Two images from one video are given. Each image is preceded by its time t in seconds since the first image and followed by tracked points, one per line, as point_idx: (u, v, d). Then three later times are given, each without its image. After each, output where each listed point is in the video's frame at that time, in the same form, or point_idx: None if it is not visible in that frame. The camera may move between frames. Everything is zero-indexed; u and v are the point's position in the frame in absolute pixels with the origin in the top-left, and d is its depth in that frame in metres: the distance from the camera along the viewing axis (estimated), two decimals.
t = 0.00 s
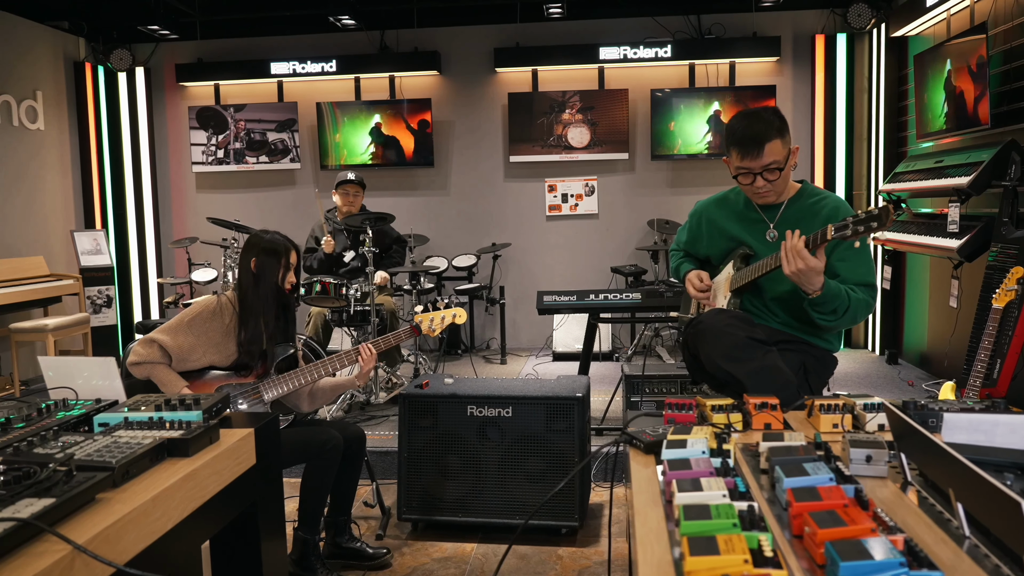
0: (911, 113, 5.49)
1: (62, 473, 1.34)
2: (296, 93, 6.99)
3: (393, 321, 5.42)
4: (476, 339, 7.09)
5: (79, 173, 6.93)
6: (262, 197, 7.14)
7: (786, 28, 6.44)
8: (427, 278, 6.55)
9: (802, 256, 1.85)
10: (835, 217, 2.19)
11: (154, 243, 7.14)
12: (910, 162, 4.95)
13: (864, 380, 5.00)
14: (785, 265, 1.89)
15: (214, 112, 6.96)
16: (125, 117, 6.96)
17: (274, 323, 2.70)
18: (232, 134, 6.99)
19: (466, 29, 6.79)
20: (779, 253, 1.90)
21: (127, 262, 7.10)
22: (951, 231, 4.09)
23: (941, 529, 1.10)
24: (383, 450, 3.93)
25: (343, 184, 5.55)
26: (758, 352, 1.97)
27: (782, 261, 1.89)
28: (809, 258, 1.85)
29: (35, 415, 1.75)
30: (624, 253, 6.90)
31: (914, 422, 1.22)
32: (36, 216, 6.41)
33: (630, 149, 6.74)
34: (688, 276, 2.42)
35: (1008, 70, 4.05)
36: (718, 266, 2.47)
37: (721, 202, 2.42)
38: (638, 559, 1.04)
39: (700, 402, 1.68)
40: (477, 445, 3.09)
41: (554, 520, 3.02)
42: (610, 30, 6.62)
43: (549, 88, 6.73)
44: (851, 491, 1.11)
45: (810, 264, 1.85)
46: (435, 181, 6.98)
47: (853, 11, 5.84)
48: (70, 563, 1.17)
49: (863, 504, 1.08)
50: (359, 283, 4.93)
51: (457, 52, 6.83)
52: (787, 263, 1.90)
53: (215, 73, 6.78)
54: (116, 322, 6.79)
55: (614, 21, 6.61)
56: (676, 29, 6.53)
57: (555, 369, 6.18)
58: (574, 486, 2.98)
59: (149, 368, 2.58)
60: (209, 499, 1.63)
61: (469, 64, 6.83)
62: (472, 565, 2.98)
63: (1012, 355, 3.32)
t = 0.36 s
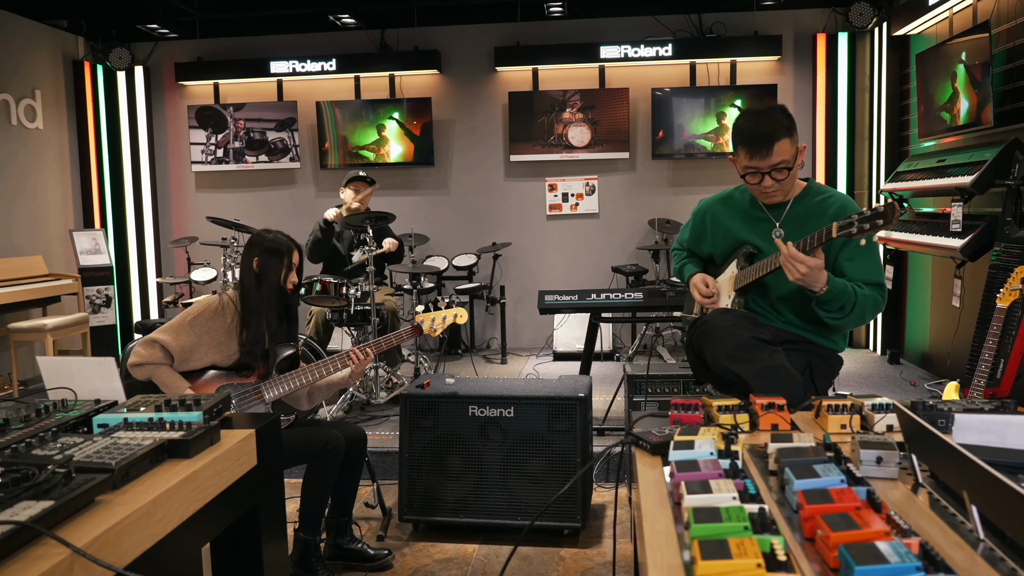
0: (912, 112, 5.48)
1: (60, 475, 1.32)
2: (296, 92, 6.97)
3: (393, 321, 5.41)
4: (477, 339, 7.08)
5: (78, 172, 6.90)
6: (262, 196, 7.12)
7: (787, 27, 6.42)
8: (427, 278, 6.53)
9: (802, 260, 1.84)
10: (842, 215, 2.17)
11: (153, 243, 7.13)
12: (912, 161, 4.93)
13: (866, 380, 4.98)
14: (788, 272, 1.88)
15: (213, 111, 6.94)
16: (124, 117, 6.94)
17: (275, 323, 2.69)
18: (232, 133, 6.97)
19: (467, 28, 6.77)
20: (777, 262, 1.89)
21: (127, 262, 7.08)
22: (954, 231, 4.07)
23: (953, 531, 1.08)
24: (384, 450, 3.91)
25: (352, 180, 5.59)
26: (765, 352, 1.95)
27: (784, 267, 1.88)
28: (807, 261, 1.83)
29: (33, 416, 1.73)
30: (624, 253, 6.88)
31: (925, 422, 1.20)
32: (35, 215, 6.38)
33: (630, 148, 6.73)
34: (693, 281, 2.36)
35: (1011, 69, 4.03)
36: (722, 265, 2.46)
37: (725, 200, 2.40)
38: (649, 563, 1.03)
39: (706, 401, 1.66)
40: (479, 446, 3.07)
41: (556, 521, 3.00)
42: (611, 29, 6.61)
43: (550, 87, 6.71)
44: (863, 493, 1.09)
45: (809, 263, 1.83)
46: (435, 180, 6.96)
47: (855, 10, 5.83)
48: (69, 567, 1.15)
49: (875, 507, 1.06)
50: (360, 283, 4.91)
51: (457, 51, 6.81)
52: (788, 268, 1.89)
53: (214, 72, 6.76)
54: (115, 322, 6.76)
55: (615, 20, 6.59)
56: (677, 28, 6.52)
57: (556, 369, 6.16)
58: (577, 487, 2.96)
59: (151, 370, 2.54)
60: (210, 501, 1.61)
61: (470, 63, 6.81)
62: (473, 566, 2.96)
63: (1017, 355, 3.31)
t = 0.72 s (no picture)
0: (910, 111, 5.47)
1: (54, 477, 1.30)
2: (292, 88, 6.93)
3: (390, 318, 5.39)
4: (473, 337, 7.06)
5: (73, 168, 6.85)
6: (257, 192, 7.08)
7: (784, 25, 6.41)
8: (423, 275, 6.51)
9: (802, 260, 1.86)
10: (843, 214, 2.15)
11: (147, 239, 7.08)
12: (910, 160, 4.93)
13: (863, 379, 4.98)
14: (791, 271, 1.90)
15: (208, 107, 6.89)
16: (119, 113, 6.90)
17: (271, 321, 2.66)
18: (227, 129, 6.92)
19: (464, 24, 6.74)
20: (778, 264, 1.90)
21: (121, 258, 7.04)
22: (952, 230, 4.07)
23: (963, 536, 1.07)
24: (381, 449, 3.89)
25: (348, 179, 5.53)
26: (766, 352, 1.93)
27: (785, 267, 1.89)
28: (809, 257, 1.85)
29: (27, 415, 1.70)
30: (621, 251, 6.87)
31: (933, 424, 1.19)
32: (29, 211, 6.32)
33: (628, 146, 6.71)
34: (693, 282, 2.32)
35: (1010, 67, 4.03)
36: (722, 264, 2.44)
37: (726, 199, 2.39)
38: (655, 567, 1.01)
39: (709, 401, 1.64)
40: (476, 445, 3.06)
41: (555, 521, 2.99)
42: (609, 26, 6.58)
43: (547, 84, 6.69)
44: (871, 497, 1.08)
45: (811, 260, 1.85)
46: (431, 177, 6.94)
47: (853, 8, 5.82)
48: (63, 572, 1.13)
49: (885, 511, 1.05)
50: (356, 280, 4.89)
51: (454, 48, 6.78)
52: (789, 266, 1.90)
53: (210, 67, 6.71)
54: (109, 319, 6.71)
55: (614, 16, 6.57)
56: (675, 26, 6.51)
57: (553, 367, 6.14)
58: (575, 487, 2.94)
59: (145, 369, 2.52)
60: (206, 503, 1.59)
61: (467, 60, 6.78)
62: (471, 566, 2.95)
63: (1015, 355, 3.30)
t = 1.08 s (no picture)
0: (903, 110, 5.49)
1: (46, 480, 1.27)
2: (284, 84, 6.88)
3: (382, 317, 5.36)
4: (465, 335, 7.04)
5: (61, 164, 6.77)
6: (248, 190, 7.03)
7: (778, 24, 6.42)
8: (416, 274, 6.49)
9: (802, 259, 1.83)
10: (841, 214, 2.15)
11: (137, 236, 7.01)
12: (903, 160, 4.93)
13: (856, 378, 5.00)
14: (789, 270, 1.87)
15: (199, 103, 6.83)
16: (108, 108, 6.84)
17: (261, 318, 2.63)
18: (218, 125, 6.86)
19: (458, 21, 6.71)
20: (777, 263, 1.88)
21: (110, 255, 6.98)
22: (945, 230, 4.08)
23: (969, 539, 1.06)
24: (374, 448, 3.86)
25: (341, 173, 5.53)
26: (765, 352, 1.93)
27: (784, 267, 1.88)
28: (809, 258, 1.82)
29: (17, 416, 1.67)
30: (614, 249, 6.87)
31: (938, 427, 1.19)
32: (16, 207, 6.24)
33: (621, 145, 6.70)
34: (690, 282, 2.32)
35: (1004, 68, 4.04)
36: (719, 263, 2.43)
37: (724, 198, 2.38)
38: (659, 571, 1.00)
39: (709, 402, 1.63)
40: (471, 444, 3.04)
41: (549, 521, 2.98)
42: (603, 24, 6.56)
43: (541, 82, 6.67)
44: (877, 500, 1.07)
45: (809, 262, 1.83)
46: (424, 174, 6.91)
47: (847, 7, 5.77)
48: None
49: (891, 515, 1.04)
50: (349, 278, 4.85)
51: (448, 45, 6.75)
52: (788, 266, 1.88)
53: (200, 63, 6.65)
54: (99, 316, 6.64)
55: (607, 14, 6.55)
56: (669, 24, 6.51)
57: (546, 366, 6.14)
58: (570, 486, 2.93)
59: (133, 368, 2.49)
60: (201, 505, 1.56)
61: (460, 57, 6.76)
62: (465, 567, 2.93)
63: (1007, 355, 3.33)
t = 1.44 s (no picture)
0: (896, 112, 5.51)
1: (37, 484, 1.25)
2: (275, 82, 6.84)
3: (375, 316, 5.34)
4: (457, 335, 7.02)
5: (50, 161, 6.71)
6: (240, 188, 6.98)
7: (771, 25, 6.43)
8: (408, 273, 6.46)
9: (807, 258, 1.83)
10: (839, 215, 2.14)
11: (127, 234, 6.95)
12: (896, 161, 4.95)
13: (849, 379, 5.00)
14: (791, 270, 1.86)
15: (190, 100, 6.78)
16: (98, 104, 6.79)
17: (254, 318, 2.60)
18: (209, 123, 6.81)
19: (451, 20, 6.68)
20: (779, 262, 1.87)
21: (99, 253, 6.92)
22: (939, 231, 4.09)
23: (975, 545, 1.05)
24: (367, 449, 3.84)
25: (328, 172, 5.48)
26: (763, 354, 1.92)
27: (785, 266, 1.87)
28: (813, 258, 1.83)
29: (6, 418, 1.65)
30: (607, 249, 6.86)
31: (943, 431, 1.18)
32: (4, 204, 6.18)
33: (615, 144, 6.70)
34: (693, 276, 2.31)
35: (997, 70, 4.05)
36: (716, 264, 2.42)
37: (722, 199, 2.37)
38: None
39: (709, 404, 1.62)
40: (465, 446, 3.02)
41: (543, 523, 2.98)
42: (597, 23, 6.56)
43: (534, 81, 6.66)
44: (883, 505, 1.06)
45: (814, 261, 1.83)
46: (417, 173, 6.88)
47: (840, 9, 5.83)
48: None
49: (897, 520, 1.03)
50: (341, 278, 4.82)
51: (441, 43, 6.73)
52: (790, 266, 1.88)
53: (191, 60, 6.60)
54: (87, 315, 6.58)
55: (601, 14, 6.54)
56: (662, 24, 6.51)
57: (539, 365, 6.13)
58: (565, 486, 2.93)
59: (124, 366, 2.47)
60: (195, 508, 1.54)
61: (453, 56, 6.74)
62: (459, 568, 2.92)
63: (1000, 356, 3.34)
